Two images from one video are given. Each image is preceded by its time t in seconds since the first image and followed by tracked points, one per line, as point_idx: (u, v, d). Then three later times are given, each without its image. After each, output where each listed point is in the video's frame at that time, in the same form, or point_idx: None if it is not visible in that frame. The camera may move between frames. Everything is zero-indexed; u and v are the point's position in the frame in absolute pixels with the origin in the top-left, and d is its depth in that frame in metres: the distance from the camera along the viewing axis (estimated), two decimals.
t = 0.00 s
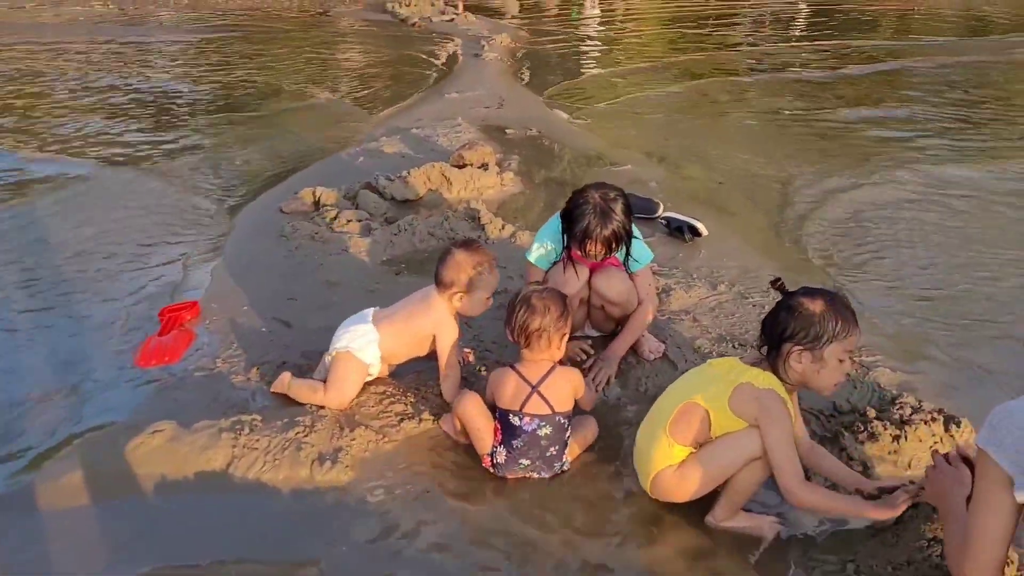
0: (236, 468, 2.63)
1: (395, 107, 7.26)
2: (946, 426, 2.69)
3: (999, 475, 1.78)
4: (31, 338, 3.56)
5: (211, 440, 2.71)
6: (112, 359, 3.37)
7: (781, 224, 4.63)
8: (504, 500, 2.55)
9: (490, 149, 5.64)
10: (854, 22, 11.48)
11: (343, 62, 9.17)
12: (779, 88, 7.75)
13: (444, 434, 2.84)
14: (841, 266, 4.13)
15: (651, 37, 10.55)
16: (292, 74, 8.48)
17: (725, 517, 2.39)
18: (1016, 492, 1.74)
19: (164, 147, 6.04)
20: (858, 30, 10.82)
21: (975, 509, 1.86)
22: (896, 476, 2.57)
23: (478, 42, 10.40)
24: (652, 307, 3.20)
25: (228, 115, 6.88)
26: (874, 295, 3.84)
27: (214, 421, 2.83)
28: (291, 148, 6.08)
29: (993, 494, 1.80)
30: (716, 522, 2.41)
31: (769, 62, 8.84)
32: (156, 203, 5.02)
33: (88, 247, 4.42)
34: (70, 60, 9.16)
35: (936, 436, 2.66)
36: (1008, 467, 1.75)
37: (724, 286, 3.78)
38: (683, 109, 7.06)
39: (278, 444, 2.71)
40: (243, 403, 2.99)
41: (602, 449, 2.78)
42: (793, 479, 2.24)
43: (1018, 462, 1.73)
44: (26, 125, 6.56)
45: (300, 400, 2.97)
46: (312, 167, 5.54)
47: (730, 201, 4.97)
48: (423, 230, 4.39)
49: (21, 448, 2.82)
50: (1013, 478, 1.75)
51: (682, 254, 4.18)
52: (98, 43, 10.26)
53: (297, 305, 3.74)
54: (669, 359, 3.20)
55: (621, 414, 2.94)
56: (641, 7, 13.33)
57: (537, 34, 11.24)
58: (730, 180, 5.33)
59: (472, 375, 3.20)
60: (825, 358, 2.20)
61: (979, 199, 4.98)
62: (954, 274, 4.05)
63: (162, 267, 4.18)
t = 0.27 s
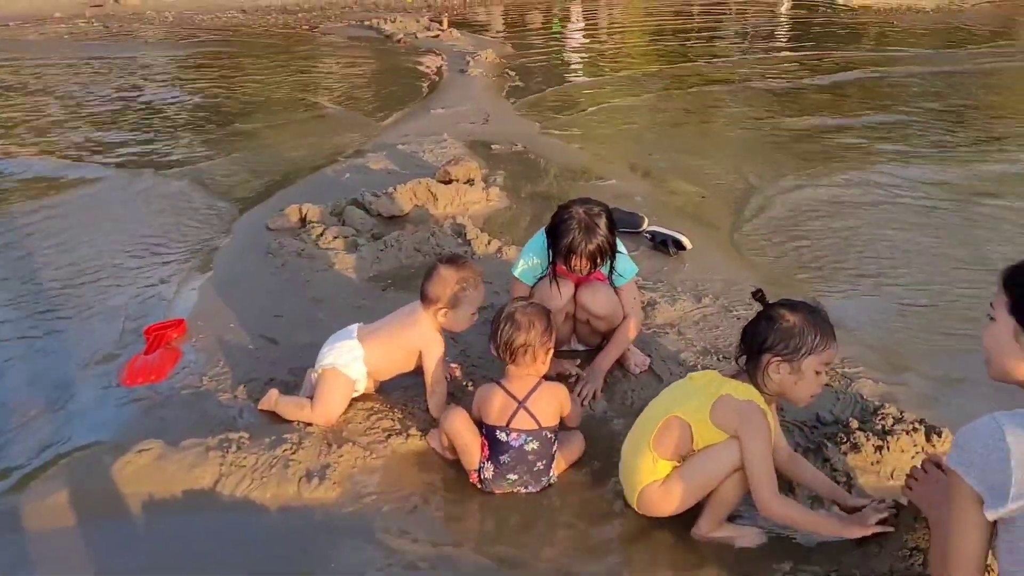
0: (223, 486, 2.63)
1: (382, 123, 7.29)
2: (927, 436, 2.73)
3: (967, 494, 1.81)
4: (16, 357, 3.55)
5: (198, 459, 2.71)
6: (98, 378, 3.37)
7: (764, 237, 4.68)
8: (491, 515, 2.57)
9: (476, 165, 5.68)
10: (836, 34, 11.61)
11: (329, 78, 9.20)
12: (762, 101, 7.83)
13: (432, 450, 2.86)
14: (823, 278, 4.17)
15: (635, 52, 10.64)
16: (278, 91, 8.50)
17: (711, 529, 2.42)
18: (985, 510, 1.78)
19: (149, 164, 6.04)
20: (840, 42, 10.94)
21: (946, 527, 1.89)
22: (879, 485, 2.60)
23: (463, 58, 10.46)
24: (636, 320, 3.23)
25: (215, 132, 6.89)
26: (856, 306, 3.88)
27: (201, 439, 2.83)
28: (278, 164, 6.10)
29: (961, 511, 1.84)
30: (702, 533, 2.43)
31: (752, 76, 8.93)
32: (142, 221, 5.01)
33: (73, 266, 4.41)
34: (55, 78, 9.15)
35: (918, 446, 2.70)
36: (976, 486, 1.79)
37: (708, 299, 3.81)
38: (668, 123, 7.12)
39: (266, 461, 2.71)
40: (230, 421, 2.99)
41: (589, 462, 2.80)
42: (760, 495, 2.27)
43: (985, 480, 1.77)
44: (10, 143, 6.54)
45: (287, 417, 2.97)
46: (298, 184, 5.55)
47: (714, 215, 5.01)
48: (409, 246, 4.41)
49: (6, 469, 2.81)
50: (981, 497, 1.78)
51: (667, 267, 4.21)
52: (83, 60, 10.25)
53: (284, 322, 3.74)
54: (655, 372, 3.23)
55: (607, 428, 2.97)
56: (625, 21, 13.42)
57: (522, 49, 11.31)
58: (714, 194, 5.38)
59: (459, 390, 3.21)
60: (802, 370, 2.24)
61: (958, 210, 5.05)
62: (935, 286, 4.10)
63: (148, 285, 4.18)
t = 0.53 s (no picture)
0: (209, 496, 2.62)
1: (367, 131, 7.30)
2: (908, 442, 2.77)
3: (942, 496, 1.84)
4: None
5: (184, 469, 2.71)
6: (82, 388, 3.35)
7: (748, 244, 4.71)
8: (477, 524, 2.58)
9: (462, 173, 5.69)
10: (818, 41, 11.72)
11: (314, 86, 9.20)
12: (745, 109, 7.89)
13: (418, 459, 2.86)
14: (806, 285, 4.21)
15: (620, 60, 10.69)
16: (263, 98, 8.49)
17: (696, 538, 2.43)
18: (960, 513, 1.82)
19: (133, 172, 6.02)
20: (822, 49, 11.05)
21: (923, 528, 1.92)
22: (861, 492, 2.63)
23: (449, 65, 10.48)
24: (621, 328, 3.25)
25: (199, 140, 6.87)
26: (838, 313, 3.92)
27: (186, 450, 2.83)
28: (263, 172, 6.10)
29: (937, 513, 1.87)
30: (686, 541, 2.44)
31: (735, 84, 9.00)
32: (127, 230, 5.00)
33: (57, 275, 4.39)
34: (37, 85, 9.10)
35: (899, 452, 2.74)
36: (952, 489, 1.81)
37: (693, 307, 3.84)
38: (652, 131, 7.17)
39: (252, 471, 2.71)
40: (216, 431, 2.98)
41: (575, 470, 2.82)
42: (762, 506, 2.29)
43: (960, 483, 1.80)
44: None
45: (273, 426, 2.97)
46: (284, 192, 5.55)
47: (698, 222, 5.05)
48: (395, 254, 4.42)
49: None
50: (957, 500, 1.81)
51: (652, 275, 4.24)
52: (66, 68, 10.20)
53: (269, 331, 3.74)
54: (639, 380, 3.25)
55: (592, 436, 2.98)
56: (610, 29, 13.49)
57: (507, 57, 11.34)
58: (698, 202, 5.42)
59: (445, 399, 3.22)
60: (796, 385, 2.26)
61: (939, 217, 5.11)
62: (916, 292, 4.15)
63: (132, 295, 4.17)
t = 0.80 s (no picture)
0: (201, 503, 2.62)
1: (358, 137, 7.30)
2: (899, 444, 2.78)
3: (935, 508, 1.85)
4: None
5: (175, 477, 2.70)
6: (72, 396, 3.34)
7: (738, 248, 4.74)
8: (470, 530, 2.58)
9: (453, 178, 5.70)
10: (807, 45, 11.79)
11: (304, 92, 9.20)
12: (735, 113, 7.92)
13: (409, 465, 2.86)
14: (797, 289, 4.23)
15: (610, 65, 10.73)
16: (253, 105, 8.49)
17: (687, 541, 2.44)
18: (953, 523, 1.83)
19: (124, 180, 6.01)
20: (811, 53, 11.11)
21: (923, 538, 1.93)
22: (852, 494, 2.64)
23: (439, 71, 10.50)
24: (611, 333, 3.27)
25: (189, 147, 6.87)
26: (829, 316, 3.94)
27: (178, 457, 2.82)
28: (254, 179, 6.09)
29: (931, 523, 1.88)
30: (679, 544, 2.45)
31: (725, 88, 9.04)
32: (116, 237, 4.98)
33: (47, 283, 4.37)
34: (26, 93, 9.07)
35: (890, 454, 2.75)
36: (945, 500, 1.82)
37: (684, 311, 3.86)
38: (642, 135, 7.19)
39: (243, 478, 2.70)
40: (207, 438, 2.98)
41: (567, 475, 2.82)
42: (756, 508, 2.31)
43: (951, 494, 1.81)
44: None
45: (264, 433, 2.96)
46: (275, 199, 5.54)
47: (688, 226, 5.07)
48: (386, 260, 4.42)
49: None
50: (949, 510, 1.83)
51: (643, 279, 4.25)
52: (55, 75, 10.17)
53: (260, 338, 3.74)
54: (631, 384, 3.26)
55: (584, 440, 2.99)
56: (599, 34, 13.52)
57: (497, 62, 11.37)
58: (688, 206, 5.44)
59: (437, 405, 3.22)
60: (792, 398, 2.27)
61: (928, 220, 5.14)
62: (905, 295, 4.17)
63: (123, 302, 4.15)
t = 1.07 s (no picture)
0: (197, 508, 2.62)
1: (351, 141, 7.30)
2: (892, 443, 2.80)
3: (936, 500, 1.86)
4: None
5: (171, 482, 2.70)
6: (67, 402, 3.34)
7: (731, 250, 4.76)
8: (467, 532, 2.58)
9: (446, 182, 5.71)
10: (797, 47, 11.85)
11: (297, 97, 9.20)
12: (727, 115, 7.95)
13: (405, 468, 2.87)
14: (790, 289, 4.25)
15: (602, 68, 10.76)
16: (246, 110, 8.48)
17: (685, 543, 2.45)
18: (953, 516, 1.84)
19: (117, 186, 6.00)
20: (802, 55, 11.17)
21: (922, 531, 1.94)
22: (848, 493, 2.66)
23: (432, 75, 10.51)
24: (606, 334, 3.28)
25: (182, 152, 6.86)
26: (821, 316, 3.96)
27: (174, 462, 2.82)
28: (247, 184, 6.09)
29: (931, 517, 1.89)
30: (676, 545, 2.46)
31: (717, 90, 9.07)
32: (109, 243, 4.97)
33: (40, 290, 4.36)
34: (18, 99, 9.05)
35: (884, 453, 2.77)
36: (945, 493, 1.84)
37: (678, 312, 3.87)
38: (635, 138, 7.21)
39: (239, 483, 2.71)
40: (203, 443, 2.98)
41: (563, 477, 2.83)
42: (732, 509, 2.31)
43: (952, 487, 1.82)
44: None
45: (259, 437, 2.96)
46: (268, 203, 5.54)
47: (681, 228, 5.09)
48: (381, 264, 4.43)
49: None
50: (949, 504, 1.83)
51: (637, 281, 4.26)
52: (46, 81, 10.14)
53: (255, 343, 3.74)
54: (626, 385, 3.27)
55: (580, 441, 3.00)
56: (591, 38, 13.55)
57: (490, 66, 11.38)
58: (681, 208, 5.46)
59: (433, 409, 3.22)
60: (783, 397, 2.29)
61: (919, 219, 5.17)
62: (897, 294, 4.20)
63: (117, 308, 4.15)
